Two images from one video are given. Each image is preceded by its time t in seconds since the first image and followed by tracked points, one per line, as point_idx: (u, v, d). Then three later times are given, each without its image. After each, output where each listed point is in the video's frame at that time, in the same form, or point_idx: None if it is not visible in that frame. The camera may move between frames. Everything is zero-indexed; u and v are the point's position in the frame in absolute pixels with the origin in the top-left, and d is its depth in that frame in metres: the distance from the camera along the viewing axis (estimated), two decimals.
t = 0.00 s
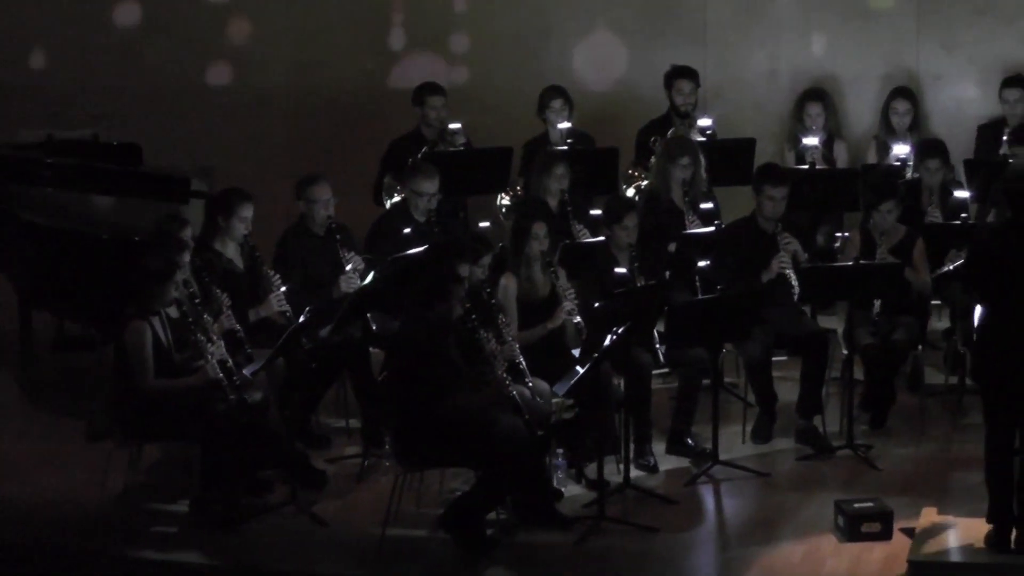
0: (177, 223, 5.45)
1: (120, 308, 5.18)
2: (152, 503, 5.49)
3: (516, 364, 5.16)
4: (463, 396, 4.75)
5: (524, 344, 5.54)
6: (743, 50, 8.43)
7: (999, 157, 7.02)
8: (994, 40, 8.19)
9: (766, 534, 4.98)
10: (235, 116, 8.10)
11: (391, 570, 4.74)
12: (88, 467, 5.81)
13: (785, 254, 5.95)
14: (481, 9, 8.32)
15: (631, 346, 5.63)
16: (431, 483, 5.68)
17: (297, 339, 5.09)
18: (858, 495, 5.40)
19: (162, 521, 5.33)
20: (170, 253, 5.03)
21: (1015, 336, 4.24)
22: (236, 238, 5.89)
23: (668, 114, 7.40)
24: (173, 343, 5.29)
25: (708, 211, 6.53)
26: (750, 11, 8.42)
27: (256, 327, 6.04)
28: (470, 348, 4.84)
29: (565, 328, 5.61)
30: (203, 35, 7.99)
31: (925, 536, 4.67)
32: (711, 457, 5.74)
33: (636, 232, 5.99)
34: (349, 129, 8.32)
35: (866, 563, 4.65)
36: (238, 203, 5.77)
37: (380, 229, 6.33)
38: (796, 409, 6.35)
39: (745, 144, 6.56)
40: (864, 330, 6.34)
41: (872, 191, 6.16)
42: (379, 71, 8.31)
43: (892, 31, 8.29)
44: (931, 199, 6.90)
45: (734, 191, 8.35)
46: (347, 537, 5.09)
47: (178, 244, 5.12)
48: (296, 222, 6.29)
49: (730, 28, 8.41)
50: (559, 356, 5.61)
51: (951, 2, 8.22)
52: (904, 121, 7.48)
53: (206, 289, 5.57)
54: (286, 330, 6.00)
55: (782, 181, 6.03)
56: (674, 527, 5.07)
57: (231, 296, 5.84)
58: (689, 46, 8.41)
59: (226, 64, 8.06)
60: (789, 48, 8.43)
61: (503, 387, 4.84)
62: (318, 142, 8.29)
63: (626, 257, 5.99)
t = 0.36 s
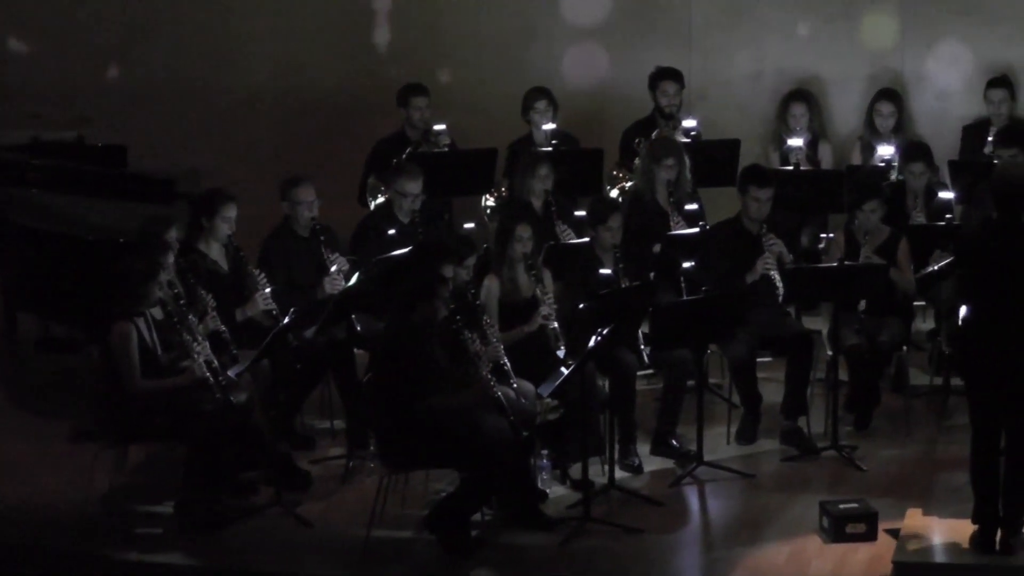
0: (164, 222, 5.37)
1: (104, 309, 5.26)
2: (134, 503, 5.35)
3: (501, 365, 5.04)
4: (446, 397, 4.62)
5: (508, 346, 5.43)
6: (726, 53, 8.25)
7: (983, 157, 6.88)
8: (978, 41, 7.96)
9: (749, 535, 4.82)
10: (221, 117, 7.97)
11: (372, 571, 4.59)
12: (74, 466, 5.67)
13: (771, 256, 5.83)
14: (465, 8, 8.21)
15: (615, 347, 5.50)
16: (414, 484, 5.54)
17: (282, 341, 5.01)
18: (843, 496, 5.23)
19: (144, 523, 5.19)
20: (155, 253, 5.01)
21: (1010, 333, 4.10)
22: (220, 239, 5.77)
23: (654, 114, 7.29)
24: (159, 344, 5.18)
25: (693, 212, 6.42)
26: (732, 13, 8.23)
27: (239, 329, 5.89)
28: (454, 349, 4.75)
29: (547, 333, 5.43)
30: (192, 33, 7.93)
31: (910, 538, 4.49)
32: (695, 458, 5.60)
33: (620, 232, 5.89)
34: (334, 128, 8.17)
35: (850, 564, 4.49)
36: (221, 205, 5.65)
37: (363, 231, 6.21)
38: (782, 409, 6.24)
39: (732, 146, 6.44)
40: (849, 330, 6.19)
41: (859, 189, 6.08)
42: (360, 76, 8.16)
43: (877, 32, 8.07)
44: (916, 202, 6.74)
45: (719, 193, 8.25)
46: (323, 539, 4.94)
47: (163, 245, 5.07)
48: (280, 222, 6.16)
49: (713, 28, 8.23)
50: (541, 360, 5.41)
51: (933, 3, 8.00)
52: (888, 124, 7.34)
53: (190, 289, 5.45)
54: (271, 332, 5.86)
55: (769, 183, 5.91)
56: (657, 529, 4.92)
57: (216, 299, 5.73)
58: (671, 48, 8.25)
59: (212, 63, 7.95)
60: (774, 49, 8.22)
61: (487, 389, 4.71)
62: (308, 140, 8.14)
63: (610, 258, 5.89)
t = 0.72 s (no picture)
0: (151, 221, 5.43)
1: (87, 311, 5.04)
2: (121, 503, 5.33)
3: (489, 366, 5.07)
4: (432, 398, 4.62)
5: (496, 346, 5.44)
6: (713, 53, 8.28)
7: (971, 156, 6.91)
8: (968, 40, 7.93)
9: (737, 535, 4.82)
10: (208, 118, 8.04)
11: (361, 571, 4.58)
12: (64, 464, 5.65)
13: (760, 258, 5.81)
14: (453, 7, 8.20)
15: (604, 346, 5.51)
16: (402, 484, 5.54)
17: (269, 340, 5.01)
18: (831, 495, 5.24)
19: (131, 523, 5.17)
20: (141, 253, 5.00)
21: (1004, 332, 4.12)
22: (208, 237, 5.76)
23: (643, 113, 7.30)
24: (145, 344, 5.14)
25: (681, 210, 6.36)
26: (718, 12, 8.26)
27: (228, 328, 5.89)
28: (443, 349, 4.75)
29: (535, 332, 5.42)
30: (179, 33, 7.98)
31: (899, 537, 4.51)
32: (683, 457, 5.61)
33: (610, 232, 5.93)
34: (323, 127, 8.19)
35: (838, 563, 4.50)
36: (206, 203, 5.64)
37: (350, 230, 6.19)
38: (770, 409, 6.26)
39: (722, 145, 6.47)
40: (838, 329, 6.18)
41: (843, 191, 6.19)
42: (348, 75, 8.17)
43: (866, 31, 8.06)
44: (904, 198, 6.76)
45: (707, 192, 8.27)
46: (312, 539, 4.93)
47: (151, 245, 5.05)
48: (268, 222, 6.15)
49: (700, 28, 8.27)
50: (529, 359, 5.44)
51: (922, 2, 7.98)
52: (876, 122, 7.35)
53: (177, 287, 5.43)
54: (260, 331, 5.86)
55: (757, 183, 5.93)
56: (645, 528, 4.92)
57: (205, 299, 5.73)
58: (658, 48, 8.30)
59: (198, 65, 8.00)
60: (762, 48, 8.22)
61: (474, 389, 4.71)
62: (295, 139, 8.16)
63: (598, 257, 5.89)
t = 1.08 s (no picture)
0: (137, 222, 5.44)
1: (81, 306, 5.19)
2: (109, 504, 5.32)
3: (477, 364, 5.10)
4: (421, 399, 4.62)
5: (485, 347, 5.45)
6: (702, 53, 8.26)
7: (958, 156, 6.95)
8: (955, 40, 7.94)
9: (726, 535, 4.83)
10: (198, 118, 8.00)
11: (351, 571, 4.58)
12: (53, 465, 5.64)
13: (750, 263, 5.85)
14: (441, 7, 8.21)
15: (593, 346, 5.51)
16: (391, 484, 5.54)
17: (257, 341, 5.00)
18: (819, 495, 5.26)
19: (119, 523, 5.15)
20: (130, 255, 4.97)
21: (992, 333, 4.14)
22: (195, 237, 5.75)
23: (632, 113, 7.30)
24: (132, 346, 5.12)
25: (669, 211, 6.40)
26: (709, 11, 8.24)
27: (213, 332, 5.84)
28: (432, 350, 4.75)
29: (523, 333, 5.40)
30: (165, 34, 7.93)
31: (888, 537, 4.52)
32: (672, 457, 5.62)
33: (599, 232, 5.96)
34: (313, 127, 8.26)
35: (827, 563, 4.51)
36: (189, 202, 5.65)
37: (340, 230, 6.19)
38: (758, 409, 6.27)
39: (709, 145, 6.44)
40: (827, 330, 6.19)
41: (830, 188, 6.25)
42: (337, 77, 8.22)
43: (852, 31, 8.10)
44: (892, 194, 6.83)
45: (695, 193, 8.28)
46: (301, 539, 4.92)
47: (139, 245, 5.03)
48: (256, 223, 6.14)
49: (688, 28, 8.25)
50: (518, 361, 5.40)
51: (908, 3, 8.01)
52: (864, 122, 7.36)
53: (166, 288, 5.45)
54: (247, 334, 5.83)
55: (746, 184, 5.93)
56: (634, 529, 4.93)
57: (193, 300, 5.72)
58: (648, 49, 8.29)
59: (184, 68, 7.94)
60: (750, 49, 8.22)
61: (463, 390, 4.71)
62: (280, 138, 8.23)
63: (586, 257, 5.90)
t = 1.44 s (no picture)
0: (126, 223, 5.45)
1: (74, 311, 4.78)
2: (98, 504, 5.30)
3: (466, 364, 5.13)
4: (410, 399, 4.62)
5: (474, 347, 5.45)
6: (691, 54, 8.24)
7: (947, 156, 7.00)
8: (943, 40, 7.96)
9: (715, 536, 4.84)
10: (185, 121, 8.08)
11: (341, 572, 4.58)
12: (42, 466, 5.63)
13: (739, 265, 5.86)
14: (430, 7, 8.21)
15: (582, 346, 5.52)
16: (380, 485, 5.54)
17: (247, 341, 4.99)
18: (809, 495, 5.27)
19: (109, 524, 5.13)
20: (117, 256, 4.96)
21: (982, 332, 4.16)
22: (184, 238, 5.74)
23: (620, 114, 7.31)
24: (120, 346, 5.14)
25: (659, 212, 6.33)
26: (699, 12, 8.22)
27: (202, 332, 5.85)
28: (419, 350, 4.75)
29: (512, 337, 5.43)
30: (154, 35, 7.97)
31: (877, 537, 4.53)
32: (661, 458, 5.63)
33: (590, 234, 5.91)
34: (303, 127, 8.24)
35: (817, 564, 4.52)
36: (180, 202, 5.64)
37: (328, 231, 6.19)
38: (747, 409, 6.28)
39: (694, 147, 6.48)
40: (815, 331, 6.21)
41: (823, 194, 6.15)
42: (327, 78, 8.21)
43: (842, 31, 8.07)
44: (883, 196, 6.81)
45: (685, 193, 8.28)
46: (291, 540, 4.92)
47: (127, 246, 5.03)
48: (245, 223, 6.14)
49: (677, 28, 8.21)
50: (507, 363, 5.45)
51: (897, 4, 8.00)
52: (854, 122, 7.38)
53: (155, 289, 5.46)
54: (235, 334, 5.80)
55: (735, 185, 5.95)
56: (624, 529, 4.93)
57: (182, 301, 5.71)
58: (637, 49, 8.25)
59: (172, 69, 8.03)
60: (741, 49, 8.20)
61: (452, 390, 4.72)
62: (269, 138, 8.22)
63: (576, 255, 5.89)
